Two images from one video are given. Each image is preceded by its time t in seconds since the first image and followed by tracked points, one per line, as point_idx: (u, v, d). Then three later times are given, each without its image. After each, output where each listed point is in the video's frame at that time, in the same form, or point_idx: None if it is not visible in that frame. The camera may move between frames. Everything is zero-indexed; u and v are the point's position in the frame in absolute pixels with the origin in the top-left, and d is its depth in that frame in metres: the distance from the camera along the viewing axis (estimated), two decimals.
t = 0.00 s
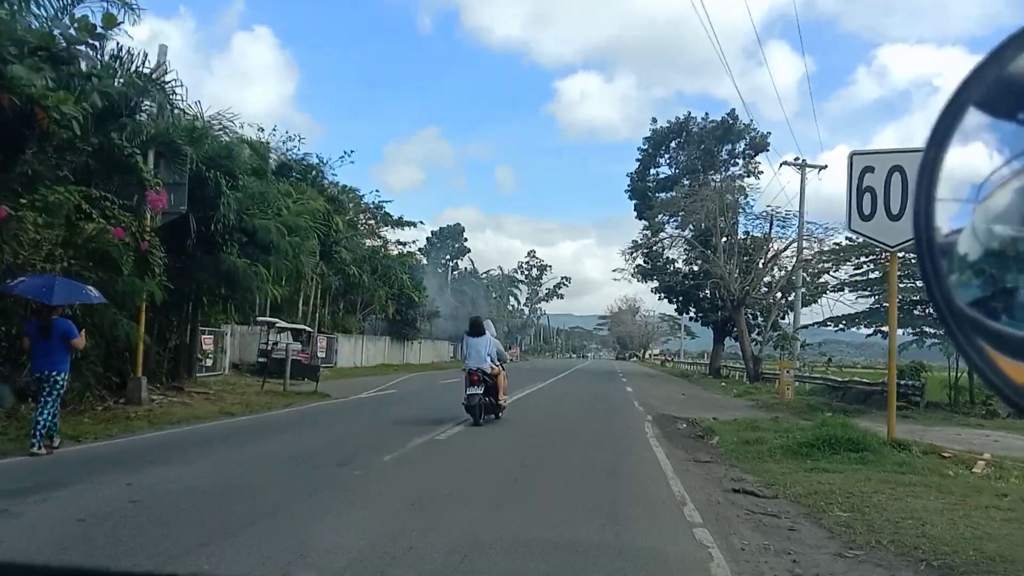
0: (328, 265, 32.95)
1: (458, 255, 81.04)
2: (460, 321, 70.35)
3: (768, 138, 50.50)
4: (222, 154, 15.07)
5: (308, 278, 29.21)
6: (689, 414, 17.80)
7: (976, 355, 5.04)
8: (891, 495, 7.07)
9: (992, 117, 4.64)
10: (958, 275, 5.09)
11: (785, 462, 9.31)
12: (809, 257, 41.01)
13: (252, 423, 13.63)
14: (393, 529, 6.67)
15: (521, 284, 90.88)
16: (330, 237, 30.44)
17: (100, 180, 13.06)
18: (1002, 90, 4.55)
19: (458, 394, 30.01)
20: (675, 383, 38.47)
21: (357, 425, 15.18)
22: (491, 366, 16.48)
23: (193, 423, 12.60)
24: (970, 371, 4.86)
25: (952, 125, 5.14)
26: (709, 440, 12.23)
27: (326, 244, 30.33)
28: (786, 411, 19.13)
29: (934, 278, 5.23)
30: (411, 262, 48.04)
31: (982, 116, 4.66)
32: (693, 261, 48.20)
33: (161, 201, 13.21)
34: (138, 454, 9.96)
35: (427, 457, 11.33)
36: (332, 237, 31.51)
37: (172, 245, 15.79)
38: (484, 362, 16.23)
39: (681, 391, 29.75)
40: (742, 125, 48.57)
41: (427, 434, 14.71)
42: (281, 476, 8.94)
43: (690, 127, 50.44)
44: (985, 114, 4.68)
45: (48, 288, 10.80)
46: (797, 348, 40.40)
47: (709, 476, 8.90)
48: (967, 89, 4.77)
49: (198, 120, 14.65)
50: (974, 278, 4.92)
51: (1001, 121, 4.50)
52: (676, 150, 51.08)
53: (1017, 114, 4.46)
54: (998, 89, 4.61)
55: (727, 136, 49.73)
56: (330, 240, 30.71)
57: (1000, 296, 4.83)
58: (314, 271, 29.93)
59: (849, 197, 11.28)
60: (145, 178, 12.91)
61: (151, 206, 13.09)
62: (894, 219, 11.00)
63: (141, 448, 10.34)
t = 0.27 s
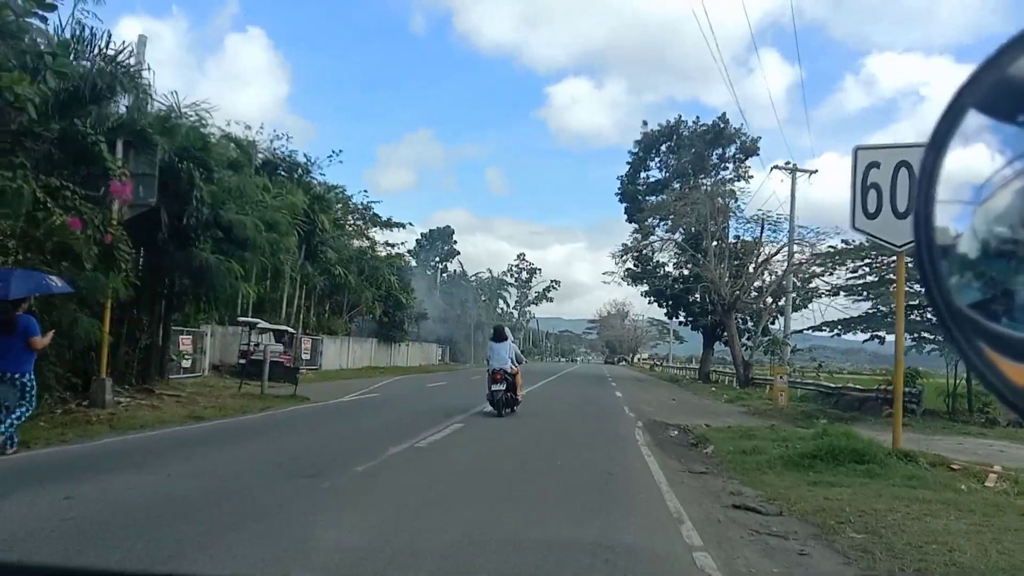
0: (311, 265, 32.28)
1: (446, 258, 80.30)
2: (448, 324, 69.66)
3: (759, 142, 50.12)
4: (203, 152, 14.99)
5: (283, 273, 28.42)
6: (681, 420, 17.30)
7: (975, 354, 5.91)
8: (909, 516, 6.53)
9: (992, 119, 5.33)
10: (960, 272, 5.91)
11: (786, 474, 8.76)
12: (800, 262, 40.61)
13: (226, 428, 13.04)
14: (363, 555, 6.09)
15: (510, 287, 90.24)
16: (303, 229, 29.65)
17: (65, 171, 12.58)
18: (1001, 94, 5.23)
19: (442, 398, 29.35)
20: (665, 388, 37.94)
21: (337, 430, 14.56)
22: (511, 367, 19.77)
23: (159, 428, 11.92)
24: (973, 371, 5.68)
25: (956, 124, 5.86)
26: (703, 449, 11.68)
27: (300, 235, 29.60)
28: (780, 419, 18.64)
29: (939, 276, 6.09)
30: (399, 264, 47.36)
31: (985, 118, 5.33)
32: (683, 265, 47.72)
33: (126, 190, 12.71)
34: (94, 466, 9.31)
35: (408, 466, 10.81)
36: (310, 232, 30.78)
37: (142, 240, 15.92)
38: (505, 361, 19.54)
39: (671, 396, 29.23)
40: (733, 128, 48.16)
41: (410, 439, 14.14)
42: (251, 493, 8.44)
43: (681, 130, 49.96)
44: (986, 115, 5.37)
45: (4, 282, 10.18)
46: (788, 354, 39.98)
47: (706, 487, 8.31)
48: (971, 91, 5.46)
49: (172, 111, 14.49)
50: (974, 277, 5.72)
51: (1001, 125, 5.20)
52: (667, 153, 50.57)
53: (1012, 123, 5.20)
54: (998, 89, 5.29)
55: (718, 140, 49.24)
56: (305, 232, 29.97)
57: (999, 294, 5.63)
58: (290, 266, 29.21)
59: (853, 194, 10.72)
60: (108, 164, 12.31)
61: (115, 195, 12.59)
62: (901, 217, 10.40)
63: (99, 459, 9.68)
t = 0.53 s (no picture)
0: (292, 255, 31.37)
1: (434, 249, 79.32)
2: (435, 316, 68.78)
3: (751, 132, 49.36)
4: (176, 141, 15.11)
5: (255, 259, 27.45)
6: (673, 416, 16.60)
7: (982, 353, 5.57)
8: (940, 532, 5.79)
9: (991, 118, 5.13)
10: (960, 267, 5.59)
11: (793, 479, 7.99)
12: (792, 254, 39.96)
13: (189, 426, 12.23)
14: None
15: (498, 279, 89.34)
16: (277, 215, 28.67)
17: (18, 152, 12.66)
18: (1004, 92, 5.08)
19: (427, 393, 28.53)
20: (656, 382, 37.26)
21: (311, 428, 13.73)
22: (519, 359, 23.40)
23: (111, 428, 11.14)
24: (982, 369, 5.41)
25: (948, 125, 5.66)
26: (700, 450, 10.90)
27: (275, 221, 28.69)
28: (775, 415, 17.96)
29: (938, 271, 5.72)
30: (384, 255, 46.41)
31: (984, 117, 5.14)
32: (673, 257, 47.01)
33: (76, 169, 12.63)
34: (32, 473, 8.51)
35: (382, 468, 10.03)
36: (287, 218, 29.81)
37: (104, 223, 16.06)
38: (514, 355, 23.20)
39: (661, 391, 28.54)
40: (724, 118, 47.39)
41: (388, 437, 13.36)
42: (202, 502, 7.69)
43: (671, 119, 49.06)
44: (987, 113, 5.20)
45: None
46: (780, 347, 39.35)
47: (705, 495, 7.55)
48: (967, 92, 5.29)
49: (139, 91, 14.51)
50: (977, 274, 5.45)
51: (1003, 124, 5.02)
52: (656, 143, 49.71)
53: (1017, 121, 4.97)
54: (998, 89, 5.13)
55: (709, 130, 48.15)
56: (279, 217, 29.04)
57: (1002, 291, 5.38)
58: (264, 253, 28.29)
59: (861, 176, 9.92)
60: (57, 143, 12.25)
61: (65, 175, 12.53)
62: (913, 198, 9.57)
63: (39, 466, 8.90)
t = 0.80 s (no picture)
0: (279, 260, 30.58)
1: (427, 255, 78.57)
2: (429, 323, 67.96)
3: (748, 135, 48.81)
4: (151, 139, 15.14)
5: (231, 261, 26.50)
6: (672, 423, 15.85)
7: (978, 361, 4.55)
8: (989, 565, 5.09)
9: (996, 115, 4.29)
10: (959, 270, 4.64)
11: (813, 498, 7.30)
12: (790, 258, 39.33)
13: (159, 436, 11.46)
14: None
15: (492, 285, 88.59)
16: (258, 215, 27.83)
17: None
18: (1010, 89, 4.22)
19: (416, 402, 27.75)
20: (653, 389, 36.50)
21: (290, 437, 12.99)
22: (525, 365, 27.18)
23: (71, 441, 10.48)
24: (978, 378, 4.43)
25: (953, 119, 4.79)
26: (703, 462, 10.15)
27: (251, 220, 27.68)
28: (779, 422, 17.22)
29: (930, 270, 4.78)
30: (375, 260, 45.66)
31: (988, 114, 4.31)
32: (669, 261, 46.33)
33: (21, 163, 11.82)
34: None
35: (362, 480, 9.29)
36: (272, 219, 29.02)
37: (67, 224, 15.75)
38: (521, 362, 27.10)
39: (659, 398, 27.76)
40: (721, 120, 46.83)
41: (371, 448, 12.61)
42: (156, 518, 6.94)
43: (668, 122, 48.52)
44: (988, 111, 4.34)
45: None
46: (778, 352, 38.66)
47: (714, 516, 6.84)
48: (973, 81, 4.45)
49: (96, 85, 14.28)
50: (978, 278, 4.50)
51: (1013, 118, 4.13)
52: (653, 146, 49.13)
53: None
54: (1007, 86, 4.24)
55: (706, 132, 47.85)
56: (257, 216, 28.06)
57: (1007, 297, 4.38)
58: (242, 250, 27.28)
59: (882, 167, 9.24)
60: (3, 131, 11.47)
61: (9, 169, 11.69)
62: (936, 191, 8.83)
63: None
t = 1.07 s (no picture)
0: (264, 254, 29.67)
1: (420, 251, 77.66)
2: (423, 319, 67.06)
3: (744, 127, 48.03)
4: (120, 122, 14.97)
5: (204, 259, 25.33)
6: (671, 421, 15.11)
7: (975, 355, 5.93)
8: None
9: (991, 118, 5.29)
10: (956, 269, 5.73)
11: (841, 509, 6.61)
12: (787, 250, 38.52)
13: (120, 443, 10.69)
14: None
15: (486, 281, 87.73)
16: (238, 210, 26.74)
17: None
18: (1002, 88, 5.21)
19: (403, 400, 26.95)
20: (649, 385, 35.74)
21: (265, 440, 12.17)
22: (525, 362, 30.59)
23: (21, 448, 9.65)
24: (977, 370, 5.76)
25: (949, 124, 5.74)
26: (707, 466, 9.40)
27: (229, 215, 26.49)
28: (782, 419, 16.43)
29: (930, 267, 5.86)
30: (366, 255, 44.78)
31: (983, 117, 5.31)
32: (664, 254, 45.51)
33: None
34: None
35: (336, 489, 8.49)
36: (259, 213, 27.98)
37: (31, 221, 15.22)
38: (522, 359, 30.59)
39: (655, 394, 26.98)
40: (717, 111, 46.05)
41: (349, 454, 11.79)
42: (92, 537, 6.13)
43: (662, 114, 47.67)
44: (985, 111, 5.34)
45: None
46: (775, 346, 37.87)
47: (730, 534, 6.08)
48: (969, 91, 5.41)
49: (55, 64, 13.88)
50: (975, 276, 5.61)
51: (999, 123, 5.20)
52: (647, 137, 48.29)
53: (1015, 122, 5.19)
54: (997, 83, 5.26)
55: (702, 123, 47.26)
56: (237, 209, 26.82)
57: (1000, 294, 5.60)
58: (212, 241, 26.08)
59: (903, 142, 8.26)
60: None
61: None
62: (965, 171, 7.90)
63: None
